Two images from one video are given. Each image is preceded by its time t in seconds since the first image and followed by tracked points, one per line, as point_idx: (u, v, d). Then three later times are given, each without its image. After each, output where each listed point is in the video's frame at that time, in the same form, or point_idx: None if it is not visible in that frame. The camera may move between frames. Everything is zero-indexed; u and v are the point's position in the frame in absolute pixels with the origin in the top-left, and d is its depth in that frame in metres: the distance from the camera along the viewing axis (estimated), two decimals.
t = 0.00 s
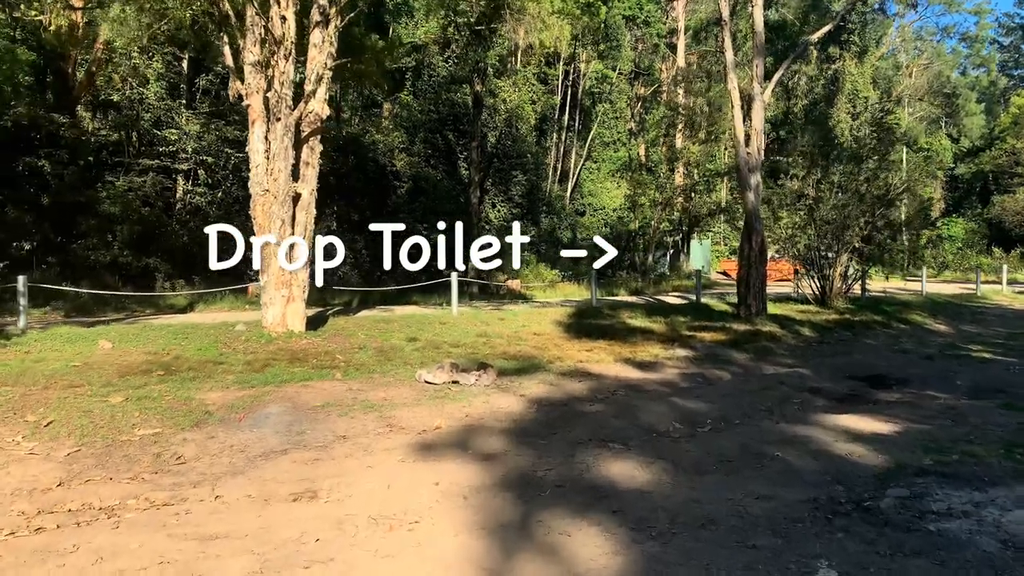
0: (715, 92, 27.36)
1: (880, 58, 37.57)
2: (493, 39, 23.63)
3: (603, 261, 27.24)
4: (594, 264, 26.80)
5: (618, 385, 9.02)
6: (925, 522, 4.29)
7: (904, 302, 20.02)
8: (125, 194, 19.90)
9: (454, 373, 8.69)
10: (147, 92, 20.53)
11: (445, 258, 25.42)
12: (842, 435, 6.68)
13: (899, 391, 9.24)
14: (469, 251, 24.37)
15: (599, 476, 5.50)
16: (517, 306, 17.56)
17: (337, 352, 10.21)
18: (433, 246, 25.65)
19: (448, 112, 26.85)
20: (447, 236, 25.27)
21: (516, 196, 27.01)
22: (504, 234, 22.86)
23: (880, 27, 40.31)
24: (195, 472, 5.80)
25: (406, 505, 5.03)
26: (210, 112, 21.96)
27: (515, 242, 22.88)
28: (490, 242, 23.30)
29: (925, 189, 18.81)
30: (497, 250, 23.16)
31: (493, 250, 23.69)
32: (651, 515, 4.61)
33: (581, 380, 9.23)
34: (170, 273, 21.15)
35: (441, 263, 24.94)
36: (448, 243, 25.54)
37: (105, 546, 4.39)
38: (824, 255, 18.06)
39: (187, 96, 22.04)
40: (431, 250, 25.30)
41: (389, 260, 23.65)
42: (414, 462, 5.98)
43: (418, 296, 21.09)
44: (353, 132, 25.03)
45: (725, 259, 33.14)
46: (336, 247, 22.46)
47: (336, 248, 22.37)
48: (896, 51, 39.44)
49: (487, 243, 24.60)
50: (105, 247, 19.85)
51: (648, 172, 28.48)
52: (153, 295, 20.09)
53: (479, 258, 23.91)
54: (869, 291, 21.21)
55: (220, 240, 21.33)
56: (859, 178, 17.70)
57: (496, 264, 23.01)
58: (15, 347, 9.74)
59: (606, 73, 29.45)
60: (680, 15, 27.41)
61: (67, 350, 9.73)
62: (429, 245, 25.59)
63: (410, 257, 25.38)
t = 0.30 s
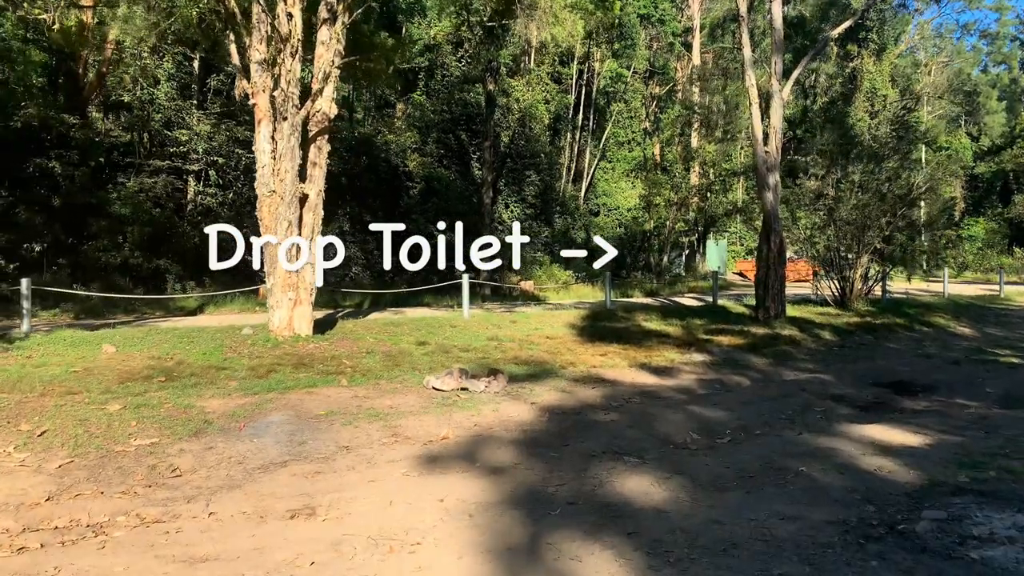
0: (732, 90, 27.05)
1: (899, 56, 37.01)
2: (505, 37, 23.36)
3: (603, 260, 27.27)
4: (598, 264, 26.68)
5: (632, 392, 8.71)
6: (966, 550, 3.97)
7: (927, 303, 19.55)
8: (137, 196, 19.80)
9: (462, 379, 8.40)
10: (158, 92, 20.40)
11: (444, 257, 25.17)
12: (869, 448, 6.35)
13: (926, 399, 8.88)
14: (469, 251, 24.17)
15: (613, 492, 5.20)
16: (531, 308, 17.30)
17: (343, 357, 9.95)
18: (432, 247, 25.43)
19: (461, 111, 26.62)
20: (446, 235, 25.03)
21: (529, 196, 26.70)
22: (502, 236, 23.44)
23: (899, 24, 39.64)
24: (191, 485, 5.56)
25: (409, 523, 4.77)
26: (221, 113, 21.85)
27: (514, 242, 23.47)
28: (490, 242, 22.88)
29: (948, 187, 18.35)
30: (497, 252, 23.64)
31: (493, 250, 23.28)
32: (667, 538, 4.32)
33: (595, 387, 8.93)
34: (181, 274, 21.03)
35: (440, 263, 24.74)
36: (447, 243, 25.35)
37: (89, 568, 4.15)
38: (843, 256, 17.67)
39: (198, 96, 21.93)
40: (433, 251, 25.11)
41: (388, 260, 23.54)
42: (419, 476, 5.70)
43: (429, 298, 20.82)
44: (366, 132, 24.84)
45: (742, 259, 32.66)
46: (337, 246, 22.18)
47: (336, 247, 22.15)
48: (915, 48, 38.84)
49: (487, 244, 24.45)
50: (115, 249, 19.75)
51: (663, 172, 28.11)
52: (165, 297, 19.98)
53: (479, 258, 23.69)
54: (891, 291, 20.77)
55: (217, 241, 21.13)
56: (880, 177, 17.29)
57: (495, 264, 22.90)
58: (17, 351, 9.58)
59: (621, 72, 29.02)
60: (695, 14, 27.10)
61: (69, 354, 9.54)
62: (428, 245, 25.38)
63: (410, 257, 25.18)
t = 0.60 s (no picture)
0: (747, 87, 26.90)
1: (916, 53, 36.40)
2: (515, 33, 22.86)
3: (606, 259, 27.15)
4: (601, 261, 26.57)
5: (643, 398, 8.35)
6: None
7: (947, 305, 19.01)
8: (143, 196, 19.64)
9: (467, 386, 8.06)
10: (165, 91, 20.26)
11: (444, 257, 24.81)
12: (895, 460, 5.98)
13: (952, 406, 8.47)
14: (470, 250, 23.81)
15: (622, 510, 4.87)
16: (541, 309, 16.92)
17: (343, 361, 9.64)
18: (432, 246, 25.01)
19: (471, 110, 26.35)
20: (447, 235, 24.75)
21: (540, 195, 26.38)
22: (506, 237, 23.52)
23: (916, 21, 38.98)
24: (175, 498, 5.27)
25: (401, 544, 4.46)
26: (228, 111, 21.72)
27: (516, 243, 23.57)
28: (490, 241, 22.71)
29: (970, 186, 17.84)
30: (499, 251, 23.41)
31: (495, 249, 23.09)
32: (678, 563, 3.99)
33: (604, 392, 8.57)
34: (187, 274, 20.85)
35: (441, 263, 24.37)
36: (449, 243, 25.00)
37: None
38: (860, 256, 17.24)
39: (205, 94, 21.81)
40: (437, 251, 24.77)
41: (389, 260, 23.20)
42: (415, 489, 5.38)
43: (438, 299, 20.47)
44: (374, 131, 24.59)
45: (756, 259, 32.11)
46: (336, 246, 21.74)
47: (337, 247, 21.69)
48: (932, 45, 38.21)
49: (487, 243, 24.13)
50: (121, 249, 19.60)
51: (676, 171, 27.69)
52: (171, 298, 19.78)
53: (479, 258, 23.36)
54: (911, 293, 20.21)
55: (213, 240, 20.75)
56: (899, 175, 16.81)
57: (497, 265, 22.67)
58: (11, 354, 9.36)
59: (633, 71, 28.53)
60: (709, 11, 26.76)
61: (63, 357, 9.29)
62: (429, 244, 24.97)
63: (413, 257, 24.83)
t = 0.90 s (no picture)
0: (761, 86, 26.31)
1: (931, 52, 35.94)
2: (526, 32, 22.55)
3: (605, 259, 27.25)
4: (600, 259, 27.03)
5: (653, 408, 8.03)
6: None
7: (966, 308, 18.56)
8: (149, 197, 19.48)
9: (470, 395, 7.78)
10: (171, 91, 20.05)
11: (444, 257, 24.71)
12: (916, 475, 5.69)
13: (978, 417, 8.12)
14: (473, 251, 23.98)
15: (630, 533, 4.58)
16: (551, 312, 16.61)
17: (345, 368, 9.36)
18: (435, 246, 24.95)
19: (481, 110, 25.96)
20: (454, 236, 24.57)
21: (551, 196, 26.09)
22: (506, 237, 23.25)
23: (930, 20, 38.52)
24: (159, 518, 5.00)
25: (395, 571, 4.21)
26: (235, 112, 21.52)
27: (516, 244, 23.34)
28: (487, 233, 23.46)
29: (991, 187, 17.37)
30: (499, 250, 23.30)
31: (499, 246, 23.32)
32: None
33: (614, 402, 8.25)
34: (194, 276, 20.66)
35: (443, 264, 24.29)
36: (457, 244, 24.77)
37: None
38: (877, 258, 16.83)
39: (212, 95, 21.59)
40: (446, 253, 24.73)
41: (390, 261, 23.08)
42: (414, 509, 5.09)
43: (446, 301, 20.16)
44: (383, 132, 24.36)
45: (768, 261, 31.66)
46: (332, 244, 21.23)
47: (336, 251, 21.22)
48: (948, 44, 37.71)
49: (487, 243, 24.08)
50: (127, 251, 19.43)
51: (688, 171, 27.32)
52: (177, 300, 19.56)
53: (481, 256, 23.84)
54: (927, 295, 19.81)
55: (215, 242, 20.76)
56: (917, 175, 16.40)
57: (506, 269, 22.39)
58: (7, 360, 9.14)
59: (644, 70, 28.08)
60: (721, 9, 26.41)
61: (59, 364, 9.06)
62: (430, 245, 24.86)
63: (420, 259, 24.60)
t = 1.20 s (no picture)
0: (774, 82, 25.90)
1: (949, 49, 35.30)
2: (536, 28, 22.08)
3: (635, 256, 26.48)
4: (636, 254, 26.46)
5: (667, 415, 7.66)
6: None
7: (988, 309, 18.03)
8: (153, 196, 19.25)
9: (475, 400, 7.43)
10: (176, 88, 19.80)
11: (454, 257, 24.71)
12: (954, 491, 5.27)
13: (1012, 425, 7.69)
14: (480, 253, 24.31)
15: (644, 556, 4.21)
16: (561, 313, 16.26)
17: (346, 371, 9.01)
18: (445, 246, 24.78)
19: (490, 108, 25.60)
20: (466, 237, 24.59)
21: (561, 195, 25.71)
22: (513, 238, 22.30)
23: (947, 16, 37.86)
24: (137, 535, 4.66)
25: None
26: (241, 110, 21.26)
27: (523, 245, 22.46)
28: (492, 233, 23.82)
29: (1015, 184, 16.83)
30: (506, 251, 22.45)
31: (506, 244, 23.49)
32: None
33: (626, 409, 7.86)
34: (199, 276, 20.41)
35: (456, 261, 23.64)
36: (468, 244, 24.52)
37: None
38: (895, 257, 16.41)
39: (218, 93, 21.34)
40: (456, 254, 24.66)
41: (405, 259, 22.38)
42: (411, 527, 4.73)
43: (454, 302, 19.78)
44: (391, 130, 24.04)
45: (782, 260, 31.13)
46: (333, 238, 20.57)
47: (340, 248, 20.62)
48: (966, 41, 37.05)
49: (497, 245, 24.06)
50: (132, 251, 19.22)
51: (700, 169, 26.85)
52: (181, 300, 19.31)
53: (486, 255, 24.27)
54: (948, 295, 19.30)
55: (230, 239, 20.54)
56: (938, 172, 15.90)
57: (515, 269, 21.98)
58: None
59: (656, 68, 27.60)
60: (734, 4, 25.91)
61: (53, 367, 8.79)
62: (440, 245, 24.82)
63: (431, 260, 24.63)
